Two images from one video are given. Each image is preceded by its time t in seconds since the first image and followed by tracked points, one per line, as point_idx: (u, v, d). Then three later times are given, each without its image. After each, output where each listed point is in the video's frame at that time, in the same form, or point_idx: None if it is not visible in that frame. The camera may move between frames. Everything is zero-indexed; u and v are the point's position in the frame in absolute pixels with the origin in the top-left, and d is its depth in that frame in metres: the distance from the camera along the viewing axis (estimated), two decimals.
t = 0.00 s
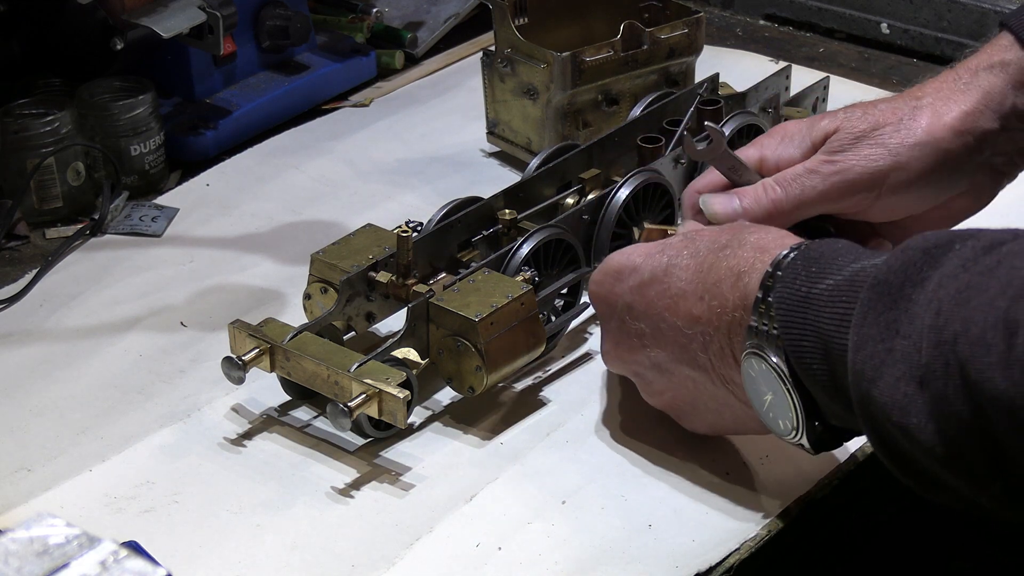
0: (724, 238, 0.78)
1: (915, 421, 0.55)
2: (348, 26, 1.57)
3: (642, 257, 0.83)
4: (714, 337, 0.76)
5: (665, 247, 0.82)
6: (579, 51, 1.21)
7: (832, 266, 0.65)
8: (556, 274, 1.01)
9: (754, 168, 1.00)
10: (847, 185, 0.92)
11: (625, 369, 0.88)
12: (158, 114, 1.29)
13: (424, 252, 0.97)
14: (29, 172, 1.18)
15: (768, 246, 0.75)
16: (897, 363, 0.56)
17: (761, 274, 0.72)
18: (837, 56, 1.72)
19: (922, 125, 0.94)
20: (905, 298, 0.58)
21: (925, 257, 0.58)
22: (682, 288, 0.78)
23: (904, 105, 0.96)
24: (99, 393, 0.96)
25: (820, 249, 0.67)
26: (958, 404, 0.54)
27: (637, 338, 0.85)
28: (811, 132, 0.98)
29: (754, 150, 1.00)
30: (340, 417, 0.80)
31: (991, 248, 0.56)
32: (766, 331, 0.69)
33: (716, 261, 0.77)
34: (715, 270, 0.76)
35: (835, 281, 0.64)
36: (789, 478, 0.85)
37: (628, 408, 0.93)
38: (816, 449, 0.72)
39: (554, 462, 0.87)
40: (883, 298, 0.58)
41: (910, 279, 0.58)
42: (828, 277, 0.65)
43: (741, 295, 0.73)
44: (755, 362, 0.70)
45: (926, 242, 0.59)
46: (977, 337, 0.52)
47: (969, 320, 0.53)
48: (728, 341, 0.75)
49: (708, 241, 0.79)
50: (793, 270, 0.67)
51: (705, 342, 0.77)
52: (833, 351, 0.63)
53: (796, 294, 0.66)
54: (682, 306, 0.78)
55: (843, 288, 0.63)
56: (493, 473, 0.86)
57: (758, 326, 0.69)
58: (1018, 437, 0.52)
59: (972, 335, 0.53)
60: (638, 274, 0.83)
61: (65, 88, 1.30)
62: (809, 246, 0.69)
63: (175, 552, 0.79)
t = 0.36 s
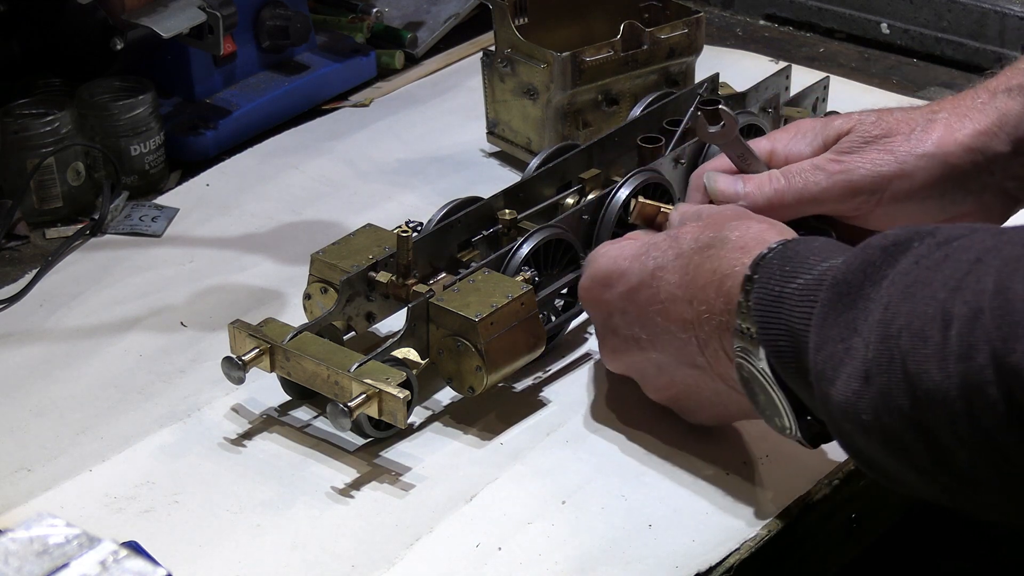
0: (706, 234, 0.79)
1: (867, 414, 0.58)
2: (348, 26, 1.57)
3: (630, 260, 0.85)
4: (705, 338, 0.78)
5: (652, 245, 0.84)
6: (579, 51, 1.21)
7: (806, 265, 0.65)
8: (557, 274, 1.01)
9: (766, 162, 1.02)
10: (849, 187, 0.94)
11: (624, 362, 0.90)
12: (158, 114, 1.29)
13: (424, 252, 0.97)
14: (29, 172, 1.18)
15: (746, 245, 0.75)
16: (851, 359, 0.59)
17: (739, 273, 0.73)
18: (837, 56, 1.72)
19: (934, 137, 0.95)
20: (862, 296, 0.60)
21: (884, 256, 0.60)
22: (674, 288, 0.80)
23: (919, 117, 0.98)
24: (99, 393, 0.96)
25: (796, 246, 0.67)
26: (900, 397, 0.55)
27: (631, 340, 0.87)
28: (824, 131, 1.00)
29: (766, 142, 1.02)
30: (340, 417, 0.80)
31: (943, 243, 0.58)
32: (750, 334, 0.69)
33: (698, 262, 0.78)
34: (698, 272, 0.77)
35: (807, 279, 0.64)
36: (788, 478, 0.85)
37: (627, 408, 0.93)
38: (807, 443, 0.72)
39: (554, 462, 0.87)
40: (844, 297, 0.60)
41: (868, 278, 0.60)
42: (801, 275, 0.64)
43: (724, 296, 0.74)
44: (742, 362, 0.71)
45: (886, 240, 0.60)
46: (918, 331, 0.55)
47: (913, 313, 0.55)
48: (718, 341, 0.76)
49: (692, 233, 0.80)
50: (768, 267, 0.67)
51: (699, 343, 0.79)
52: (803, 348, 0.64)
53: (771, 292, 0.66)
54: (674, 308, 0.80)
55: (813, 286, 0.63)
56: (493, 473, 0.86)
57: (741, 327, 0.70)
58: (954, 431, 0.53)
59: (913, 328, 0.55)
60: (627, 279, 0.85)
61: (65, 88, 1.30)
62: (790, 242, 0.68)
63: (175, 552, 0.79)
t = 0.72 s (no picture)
0: (706, 250, 0.79)
1: (848, 420, 0.58)
2: (348, 26, 1.57)
3: (632, 271, 0.85)
4: (702, 355, 0.78)
5: (652, 258, 0.84)
6: (579, 51, 1.21)
7: (794, 281, 0.65)
8: (557, 275, 1.01)
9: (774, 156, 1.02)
10: (858, 204, 0.96)
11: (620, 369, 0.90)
12: (158, 114, 1.29)
13: (424, 252, 0.98)
14: (29, 172, 1.18)
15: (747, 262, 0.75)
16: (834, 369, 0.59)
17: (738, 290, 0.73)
18: (837, 56, 1.72)
19: (946, 162, 0.96)
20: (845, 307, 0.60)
21: (863, 264, 0.60)
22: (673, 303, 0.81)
23: (934, 134, 0.99)
24: (99, 394, 0.96)
25: (786, 263, 0.68)
26: (880, 401, 0.55)
27: (631, 351, 0.87)
28: (839, 136, 1.00)
29: (777, 136, 1.01)
30: (340, 416, 0.80)
31: (918, 249, 0.58)
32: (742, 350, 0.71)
33: (696, 279, 0.78)
34: (696, 290, 0.78)
35: (794, 295, 0.65)
36: (788, 479, 0.85)
37: (627, 409, 0.93)
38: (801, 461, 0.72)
39: (553, 462, 0.87)
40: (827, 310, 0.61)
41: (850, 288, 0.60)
42: (789, 291, 0.65)
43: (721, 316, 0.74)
44: (736, 381, 0.73)
45: (866, 249, 0.61)
46: (895, 333, 0.54)
47: (889, 317, 0.55)
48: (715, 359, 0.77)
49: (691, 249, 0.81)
50: (759, 286, 0.68)
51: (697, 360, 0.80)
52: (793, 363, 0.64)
53: (760, 308, 0.66)
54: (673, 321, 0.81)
55: (800, 302, 0.64)
56: (493, 473, 0.86)
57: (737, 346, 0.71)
58: (930, 432, 0.53)
59: (889, 331, 0.55)
60: (627, 293, 0.85)
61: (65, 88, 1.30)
62: (780, 260, 0.68)
63: (175, 552, 0.79)
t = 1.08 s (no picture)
0: (696, 260, 0.75)
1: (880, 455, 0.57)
2: (348, 26, 1.57)
3: (622, 277, 0.82)
4: (707, 366, 0.77)
5: (638, 268, 0.81)
6: (579, 51, 1.21)
7: (794, 307, 0.64)
8: (557, 274, 1.01)
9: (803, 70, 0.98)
10: (887, 122, 0.96)
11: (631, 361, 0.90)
12: (158, 114, 1.29)
13: (424, 253, 0.98)
14: (29, 171, 1.18)
15: (740, 274, 0.72)
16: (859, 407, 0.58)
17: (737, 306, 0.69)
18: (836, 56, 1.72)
19: (985, 92, 0.94)
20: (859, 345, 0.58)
21: (873, 294, 0.58)
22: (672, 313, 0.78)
23: (978, 61, 0.94)
24: (99, 393, 0.96)
25: (784, 285, 0.66)
26: (912, 441, 0.55)
27: (639, 350, 0.87)
28: (882, 50, 0.95)
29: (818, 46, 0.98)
30: (340, 417, 0.80)
31: (930, 272, 0.56)
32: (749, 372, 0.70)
33: (693, 292, 0.75)
34: (695, 304, 0.75)
35: (797, 325, 0.63)
36: (788, 478, 0.85)
37: (627, 409, 0.93)
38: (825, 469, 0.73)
39: (553, 462, 0.87)
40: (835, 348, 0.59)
41: (858, 323, 0.58)
42: (794, 317, 0.64)
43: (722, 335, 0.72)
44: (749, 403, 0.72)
45: (868, 277, 0.58)
46: (923, 376, 0.53)
47: (914, 360, 0.54)
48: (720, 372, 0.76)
49: (676, 260, 0.77)
50: (757, 310, 0.67)
51: (702, 368, 0.78)
52: (810, 395, 0.63)
53: (764, 338, 0.65)
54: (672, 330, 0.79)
55: (807, 330, 0.63)
56: (493, 473, 0.86)
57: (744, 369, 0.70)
58: (968, 468, 0.53)
59: (917, 376, 0.53)
60: (625, 301, 0.83)
61: (65, 88, 1.30)
62: (775, 282, 0.67)
63: (175, 552, 0.79)
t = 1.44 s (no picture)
0: (708, 224, 0.75)
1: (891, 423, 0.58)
2: (348, 26, 1.57)
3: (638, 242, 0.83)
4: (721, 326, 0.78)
5: (653, 234, 0.81)
6: (579, 50, 1.21)
7: (803, 269, 0.63)
8: (556, 275, 1.01)
9: (828, 79, 1.01)
10: (926, 135, 0.90)
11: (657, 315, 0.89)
12: (158, 114, 1.29)
13: (424, 253, 0.98)
14: (29, 171, 1.18)
15: (749, 241, 0.71)
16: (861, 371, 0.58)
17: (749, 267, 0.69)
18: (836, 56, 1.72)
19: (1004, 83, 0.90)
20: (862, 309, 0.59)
21: (871, 259, 0.58)
22: (686, 273, 0.78)
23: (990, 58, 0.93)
24: (98, 393, 0.96)
25: (795, 246, 0.65)
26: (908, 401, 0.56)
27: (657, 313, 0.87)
28: (890, 57, 0.97)
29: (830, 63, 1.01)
30: (340, 417, 0.80)
31: (925, 240, 0.56)
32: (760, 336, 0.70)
33: (707, 257, 0.76)
34: (708, 270, 0.76)
35: (805, 287, 0.63)
36: (787, 478, 0.85)
37: (627, 409, 0.93)
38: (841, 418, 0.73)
39: (553, 462, 0.87)
40: (837, 313, 0.59)
41: (860, 287, 0.58)
42: (800, 280, 0.63)
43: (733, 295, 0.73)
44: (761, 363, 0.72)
45: (871, 243, 0.58)
46: (919, 344, 0.54)
47: (910, 327, 0.54)
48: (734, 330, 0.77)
49: (688, 226, 0.77)
50: (769, 274, 0.66)
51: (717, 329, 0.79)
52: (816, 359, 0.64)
53: (772, 302, 0.65)
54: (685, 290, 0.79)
55: (813, 294, 0.62)
56: (493, 473, 0.86)
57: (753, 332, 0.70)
58: (961, 434, 0.54)
59: (913, 342, 0.54)
60: (643, 267, 0.84)
61: (65, 88, 1.30)
62: (786, 242, 0.66)
63: (175, 552, 0.79)
